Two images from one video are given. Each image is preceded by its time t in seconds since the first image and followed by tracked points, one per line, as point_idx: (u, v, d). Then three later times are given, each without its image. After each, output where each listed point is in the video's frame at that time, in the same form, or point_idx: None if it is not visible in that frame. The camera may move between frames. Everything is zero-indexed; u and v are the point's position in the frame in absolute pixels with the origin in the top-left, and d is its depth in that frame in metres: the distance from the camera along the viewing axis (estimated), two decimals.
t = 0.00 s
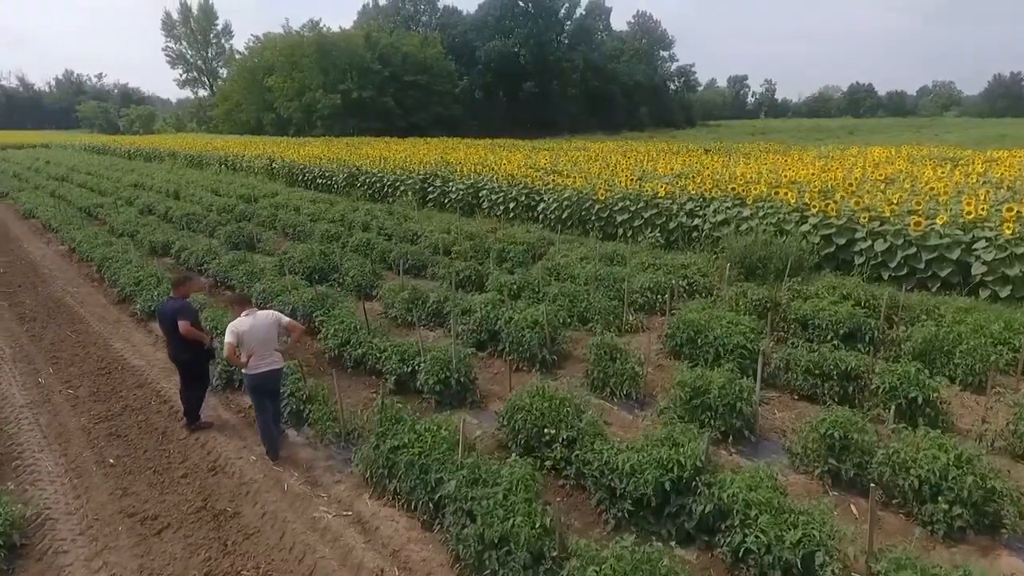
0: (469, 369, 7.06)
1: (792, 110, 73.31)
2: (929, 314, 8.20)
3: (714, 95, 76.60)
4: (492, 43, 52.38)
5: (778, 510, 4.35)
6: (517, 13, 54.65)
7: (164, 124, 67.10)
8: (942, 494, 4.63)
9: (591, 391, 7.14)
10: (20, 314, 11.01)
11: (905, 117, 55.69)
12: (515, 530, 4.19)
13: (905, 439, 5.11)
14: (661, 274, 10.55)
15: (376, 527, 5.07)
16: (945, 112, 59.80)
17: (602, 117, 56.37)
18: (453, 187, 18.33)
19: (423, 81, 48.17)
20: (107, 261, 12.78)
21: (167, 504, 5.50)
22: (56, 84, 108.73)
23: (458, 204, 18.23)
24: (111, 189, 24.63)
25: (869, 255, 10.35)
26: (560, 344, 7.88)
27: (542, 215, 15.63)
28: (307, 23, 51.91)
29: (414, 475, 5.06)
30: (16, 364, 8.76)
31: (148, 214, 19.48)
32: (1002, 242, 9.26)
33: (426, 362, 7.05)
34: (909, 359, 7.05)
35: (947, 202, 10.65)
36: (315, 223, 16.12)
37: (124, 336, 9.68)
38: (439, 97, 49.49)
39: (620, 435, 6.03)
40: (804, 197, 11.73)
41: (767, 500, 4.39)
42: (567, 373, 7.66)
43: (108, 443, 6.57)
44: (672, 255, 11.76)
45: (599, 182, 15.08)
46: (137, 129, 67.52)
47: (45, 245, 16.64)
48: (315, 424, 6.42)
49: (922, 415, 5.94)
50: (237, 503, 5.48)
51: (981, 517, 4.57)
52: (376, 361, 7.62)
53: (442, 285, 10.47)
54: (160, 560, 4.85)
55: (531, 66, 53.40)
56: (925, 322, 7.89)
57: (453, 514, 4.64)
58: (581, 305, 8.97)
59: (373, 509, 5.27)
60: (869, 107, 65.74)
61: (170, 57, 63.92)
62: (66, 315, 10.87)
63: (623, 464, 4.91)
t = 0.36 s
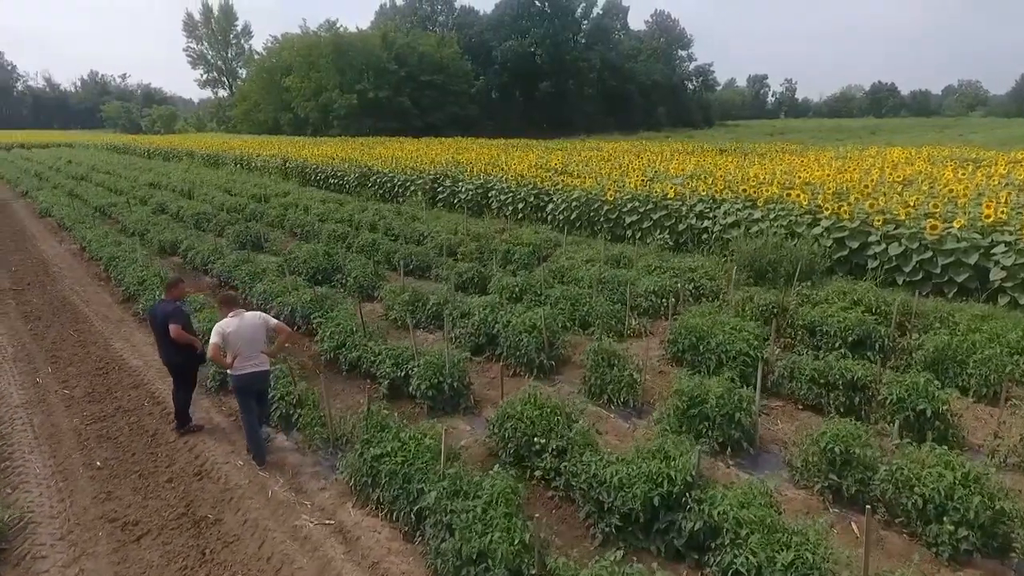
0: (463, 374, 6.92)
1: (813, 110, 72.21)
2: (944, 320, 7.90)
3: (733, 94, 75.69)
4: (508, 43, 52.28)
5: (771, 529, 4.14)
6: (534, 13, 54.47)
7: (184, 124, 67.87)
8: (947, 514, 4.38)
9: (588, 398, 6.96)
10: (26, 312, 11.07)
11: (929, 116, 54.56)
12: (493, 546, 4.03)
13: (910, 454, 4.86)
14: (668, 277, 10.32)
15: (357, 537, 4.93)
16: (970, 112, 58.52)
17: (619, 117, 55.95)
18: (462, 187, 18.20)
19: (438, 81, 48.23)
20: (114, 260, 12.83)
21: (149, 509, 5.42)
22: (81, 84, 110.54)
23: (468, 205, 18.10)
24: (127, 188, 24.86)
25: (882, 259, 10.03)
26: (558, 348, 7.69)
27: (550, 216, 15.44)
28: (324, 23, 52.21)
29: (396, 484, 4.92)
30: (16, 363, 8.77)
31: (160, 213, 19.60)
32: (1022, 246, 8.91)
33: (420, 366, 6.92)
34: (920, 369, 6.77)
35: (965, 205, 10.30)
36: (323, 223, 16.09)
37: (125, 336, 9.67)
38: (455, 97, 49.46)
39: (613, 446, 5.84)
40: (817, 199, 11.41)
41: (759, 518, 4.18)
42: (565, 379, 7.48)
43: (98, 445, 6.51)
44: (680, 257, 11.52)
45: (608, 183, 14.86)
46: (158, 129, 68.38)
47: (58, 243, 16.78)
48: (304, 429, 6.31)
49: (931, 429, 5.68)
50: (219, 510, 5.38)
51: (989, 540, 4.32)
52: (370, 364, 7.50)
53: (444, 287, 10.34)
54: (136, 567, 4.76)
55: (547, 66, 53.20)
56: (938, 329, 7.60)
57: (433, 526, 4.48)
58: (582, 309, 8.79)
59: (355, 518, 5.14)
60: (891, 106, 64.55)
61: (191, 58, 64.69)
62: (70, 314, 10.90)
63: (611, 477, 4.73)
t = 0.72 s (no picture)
0: (458, 380, 6.75)
1: (836, 110, 70.99)
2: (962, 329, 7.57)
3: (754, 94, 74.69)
4: (526, 43, 52.14)
5: (762, 552, 3.92)
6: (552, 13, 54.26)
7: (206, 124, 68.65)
8: (955, 539, 4.13)
9: (586, 406, 6.76)
10: (34, 311, 11.13)
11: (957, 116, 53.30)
12: (468, 564, 3.85)
13: (917, 473, 4.60)
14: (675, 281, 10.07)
15: (337, 548, 4.79)
16: (1000, 112, 57.06)
17: (638, 117, 55.49)
18: (473, 187, 18.06)
19: (456, 81, 48.23)
20: (123, 259, 12.89)
21: (132, 515, 5.34)
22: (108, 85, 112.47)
23: (479, 205, 17.96)
24: (144, 187, 25.10)
25: (899, 264, 9.68)
26: (557, 354, 7.49)
27: (560, 217, 15.22)
28: (344, 24, 52.49)
29: (378, 496, 4.77)
30: (18, 362, 8.79)
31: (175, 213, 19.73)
32: None
33: (413, 372, 6.77)
34: (934, 381, 6.48)
35: (987, 208, 9.91)
36: (333, 223, 16.05)
37: (128, 336, 9.67)
38: (472, 97, 49.42)
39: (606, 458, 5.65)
40: (832, 201, 11.08)
41: (750, 541, 3.96)
42: (564, 386, 7.29)
43: (88, 447, 6.46)
44: (690, 261, 11.26)
45: (619, 184, 14.61)
46: (181, 129, 69.31)
47: (72, 241, 16.96)
48: (293, 434, 6.19)
49: (942, 445, 5.40)
50: (201, 517, 5.28)
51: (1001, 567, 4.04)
52: (365, 368, 7.38)
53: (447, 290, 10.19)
54: None
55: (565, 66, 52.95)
56: (955, 339, 7.28)
57: (411, 541, 4.32)
58: (585, 313, 8.60)
59: (337, 528, 5.00)
60: (918, 106, 63.21)
61: (213, 59, 65.45)
62: (77, 313, 10.94)
63: (599, 492, 4.53)
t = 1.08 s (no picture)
0: (454, 385, 6.59)
1: (864, 110, 69.55)
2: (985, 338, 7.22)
3: (780, 93, 73.50)
4: (547, 43, 51.94)
5: None
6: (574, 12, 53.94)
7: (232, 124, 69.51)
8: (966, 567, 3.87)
9: (586, 415, 6.56)
10: (46, 309, 11.23)
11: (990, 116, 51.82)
12: None
13: (928, 495, 4.33)
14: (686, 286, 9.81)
15: (319, 560, 4.67)
16: None
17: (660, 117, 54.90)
18: (487, 188, 17.91)
19: (477, 81, 48.19)
20: (136, 258, 12.97)
21: (118, 519, 5.27)
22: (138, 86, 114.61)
23: (493, 206, 17.80)
24: (166, 186, 25.39)
25: (921, 269, 9.32)
26: (559, 359, 7.30)
27: (574, 218, 15.00)
28: (366, 25, 52.80)
29: (361, 507, 4.63)
30: (24, 360, 8.84)
31: (193, 211, 19.89)
32: None
33: (409, 377, 6.62)
34: (953, 394, 6.16)
35: (1015, 211, 9.49)
36: (346, 223, 16.02)
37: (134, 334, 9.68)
38: (493, 96, 49.32)
39: (603, 469, 5.46)
40: (852, 204, 10.71)
41: (743, 565, 3.73)
42: (565, 392, 7.09)
43: (83, 448, 6.43)
44: (703, 264, 10.98)
45: (634, 185, 14.34)
46: (207, 129, 70.28)
47: (91, 239, 17.17)
48: (285, 440, 6.08)
49: (958, 463, 5.11)
50: (187, 522, 5.20)
51: None
52: (363, 372, 7.27)
53: (453, 292, 10.05)
54: None
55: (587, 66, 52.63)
56: (977, 349, 6.93)
57: (391, 556, 4.17)
58: (590, 318, 8.39)
59: (321, 539, 4.88)
60: (949, 106, 61.66)
61: (239, 59, 66.27)
62: (88, 311, 11.01)
63: (588, 508, 4.34)
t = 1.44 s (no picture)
0: (454, 391, 6.44)
1: (898, 109, 67.85)
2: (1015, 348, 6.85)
3: (810, 92, 72.06)
4: (572, 42, 51.66)
5: None
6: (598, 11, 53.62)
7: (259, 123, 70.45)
8: None
9: (589, 423, 6.37)
10: (63, 306, 11.38)
11: None
12: None
13: (942, 519, 4.06)
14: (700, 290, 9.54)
15: (303, 570, 4.56)
16: None
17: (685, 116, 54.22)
18: (504, 188, 17.76)
19: (500, 80, 48.12)
20: (153, 256, 13.10)
21: (108, 522, 5.22)
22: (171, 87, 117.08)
23: (510, 206, 17.64)
24: (190, 185, 25.75)
25: (948, 276, 8.93)
26: (564, 365, 7.11)
27: (590, 219, 14.77)
28: (391, 26, 53.10)
29: (347, 517, 4.51)
30: (36, 357, 8.94)
31: (214, 210, 20.10)
32: None
33: (408, 382, 6.49)
34: (977, 409, 5.84)
35: None
36: (361, 223, 16.01)
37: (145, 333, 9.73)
38: (516, 96, 49.21)
39: (602, 482, 5.28)
40: (876, 207, 10.33)
41: None
42: (569, 400, 6.90)
43: (83, 448, 6.42)
44: (720, 268, 10.68)
45: (651, 186, 14.05)
46: (237, 129, 71.41)
47: (114, 237, 17.44)
48: (280, 443, 6.00)
49: (979, 484, 4.81)
50: (175, 527, 5.13)
51: None
52: (364, 375, 7.17)
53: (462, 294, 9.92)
54: None
55: (611, 65, 52.20)
56: (1005, 361, 6.58)
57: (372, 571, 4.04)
58: (599, 323, 8.19)
59: (307, 548, 4.76)
60: (986, 105, 59.79)
61: (267, 60, 67.15)
62: (103, 309, 11.13)
63: (578, 525, 4.16)
